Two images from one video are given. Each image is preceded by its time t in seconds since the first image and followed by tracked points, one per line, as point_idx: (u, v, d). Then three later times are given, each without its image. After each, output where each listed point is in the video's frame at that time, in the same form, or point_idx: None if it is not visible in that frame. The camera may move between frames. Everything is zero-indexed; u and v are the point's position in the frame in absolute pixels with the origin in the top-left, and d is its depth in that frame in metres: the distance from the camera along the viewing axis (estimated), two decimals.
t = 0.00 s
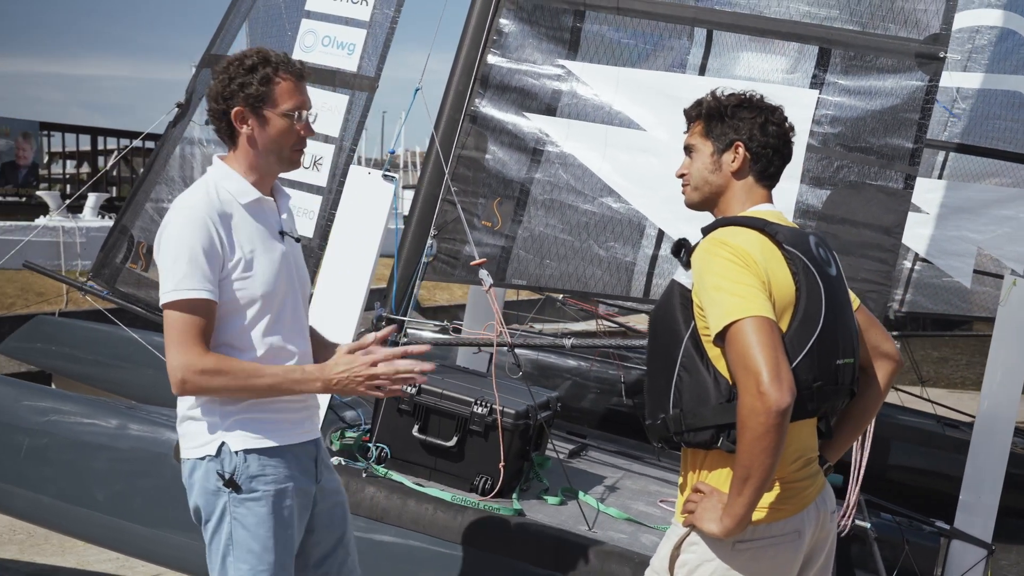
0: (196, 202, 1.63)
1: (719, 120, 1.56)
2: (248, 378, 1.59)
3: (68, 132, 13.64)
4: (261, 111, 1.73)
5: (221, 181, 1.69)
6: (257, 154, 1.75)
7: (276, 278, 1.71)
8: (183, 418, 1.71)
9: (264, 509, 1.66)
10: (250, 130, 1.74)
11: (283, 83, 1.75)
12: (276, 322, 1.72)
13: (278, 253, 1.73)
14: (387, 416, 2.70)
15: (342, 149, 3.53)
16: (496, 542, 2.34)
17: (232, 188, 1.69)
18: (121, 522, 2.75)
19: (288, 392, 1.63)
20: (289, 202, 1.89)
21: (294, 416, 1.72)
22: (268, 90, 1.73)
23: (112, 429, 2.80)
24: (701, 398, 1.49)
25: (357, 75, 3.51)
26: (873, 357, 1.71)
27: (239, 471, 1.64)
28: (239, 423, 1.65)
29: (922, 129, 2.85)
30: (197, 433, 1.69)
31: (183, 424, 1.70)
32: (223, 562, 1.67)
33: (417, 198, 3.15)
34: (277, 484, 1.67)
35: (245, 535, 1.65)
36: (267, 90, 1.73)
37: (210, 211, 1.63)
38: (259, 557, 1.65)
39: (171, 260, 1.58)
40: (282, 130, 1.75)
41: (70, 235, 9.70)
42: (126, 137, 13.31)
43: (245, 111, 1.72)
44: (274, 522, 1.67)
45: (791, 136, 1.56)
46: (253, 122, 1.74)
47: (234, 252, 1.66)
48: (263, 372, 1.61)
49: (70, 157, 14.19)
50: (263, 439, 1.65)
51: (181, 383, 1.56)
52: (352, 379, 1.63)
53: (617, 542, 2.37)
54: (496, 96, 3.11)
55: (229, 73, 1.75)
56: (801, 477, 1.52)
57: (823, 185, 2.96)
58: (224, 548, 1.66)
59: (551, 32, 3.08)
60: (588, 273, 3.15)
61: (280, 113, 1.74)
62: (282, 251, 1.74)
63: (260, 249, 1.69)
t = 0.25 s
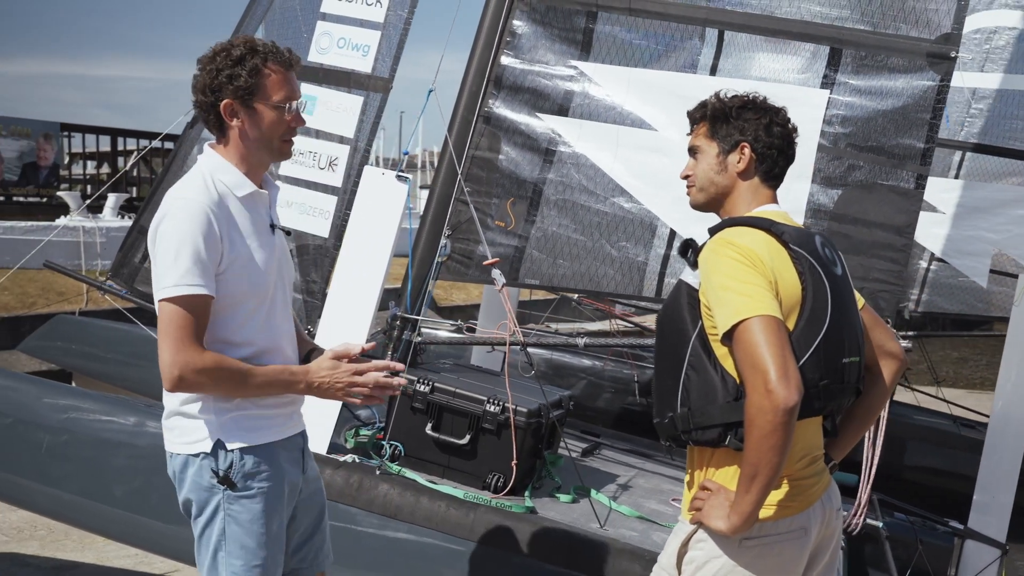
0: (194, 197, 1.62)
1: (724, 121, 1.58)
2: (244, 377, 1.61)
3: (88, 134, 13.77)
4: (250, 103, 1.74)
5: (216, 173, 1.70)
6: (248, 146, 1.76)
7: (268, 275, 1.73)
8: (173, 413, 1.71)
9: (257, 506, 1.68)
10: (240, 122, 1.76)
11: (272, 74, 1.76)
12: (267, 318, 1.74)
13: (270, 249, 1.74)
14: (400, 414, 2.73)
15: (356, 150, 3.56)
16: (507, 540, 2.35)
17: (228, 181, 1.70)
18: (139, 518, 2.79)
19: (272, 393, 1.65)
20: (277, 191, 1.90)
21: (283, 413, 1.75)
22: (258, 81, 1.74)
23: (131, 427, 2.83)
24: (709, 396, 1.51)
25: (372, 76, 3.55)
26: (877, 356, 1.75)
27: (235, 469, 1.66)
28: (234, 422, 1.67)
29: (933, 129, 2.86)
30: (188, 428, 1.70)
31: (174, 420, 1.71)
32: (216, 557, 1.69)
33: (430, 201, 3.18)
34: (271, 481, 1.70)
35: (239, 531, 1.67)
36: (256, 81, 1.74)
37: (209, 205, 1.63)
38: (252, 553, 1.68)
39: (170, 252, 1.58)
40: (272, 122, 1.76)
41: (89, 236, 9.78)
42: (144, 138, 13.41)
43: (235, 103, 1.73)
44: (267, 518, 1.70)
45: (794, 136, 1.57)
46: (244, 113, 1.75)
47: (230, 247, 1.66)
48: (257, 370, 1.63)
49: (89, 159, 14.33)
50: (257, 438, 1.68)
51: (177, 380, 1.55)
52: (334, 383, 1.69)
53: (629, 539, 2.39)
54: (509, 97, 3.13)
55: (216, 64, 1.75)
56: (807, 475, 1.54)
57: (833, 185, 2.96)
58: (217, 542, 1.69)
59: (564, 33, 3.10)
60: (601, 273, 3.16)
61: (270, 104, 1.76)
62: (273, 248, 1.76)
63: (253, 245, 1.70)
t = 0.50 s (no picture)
0: (194, 199, 1.66)
1: (731, 123, 1.59)
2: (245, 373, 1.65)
3: (108, 135, 13.91)
4: (243, 103, 1.78)
5: (213, 174, 1.73)
6: (244, 145, 1.81)
7: (266, 273, 1.77)
8: (174, 408, 1.75)
9: (258, 499, 1.72)
10: (234, 122, 1.80)
11: (264, 73, 1.80)
12: (264, 315, 1.78)
13: (266, 248, 1.79)
14: (415, 412, 2.76)
15: (373, 151, 3.59)
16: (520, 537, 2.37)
17: (225, 182, 1.74)
18: (159, 514, 2.83)
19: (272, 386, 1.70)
20: (272, 188, 1.95)
21: (281, 408, 1.79)
22: (250, 81, 1.78)
23: (151, 425, 2.88)
24: (718, 395, 1.52)
25: (388, 78, 3.58)
26: (886, 354, 1.77)
27: (237, 463, 1.70)
28: (235, 417, 1.71)
29: (945, 128, 2.85)
30: (189, 423, 1.73)
31: (175, 415, 1.74)
32: (216, 549, 1.73)
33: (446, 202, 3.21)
34: (271, 475, 1.75)
35: (240, 524, 1.71)
36: (248, 81, 1.78)
37: (210, 206, 1.67)
38: (252, 545, 1.72)
39: (173, 253, 1.62)
40: (266, 121, 1.81)
41: (109, 237, 9.88)
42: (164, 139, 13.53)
43: (228, 104, 1.78)
44: (266, 512, 1.74)
45: (800, 137, 1.59)
46: (238, 113, 1.79)
47: (231, 246, 1.70)
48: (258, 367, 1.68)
49: (110, 160, 14.46)
50: (257, 433, 1.72)
51: (183, 378, 1.60)
52: (334, 370, 1.74)
53: (640, 537, 2.40)
54: (524, 98, 3.15)
55: (208, 66, 1.79)
56: (816, 472, 1.56)
57: (846, 184, 2.97)
58: (218, 535, 1.73)
59: (578, 34, 3.12)
60: (614, 272, 3.18)
61: (264, 103, 1.80)
62: (269, 246, 1.80)
63: (252, 244, 1.75)
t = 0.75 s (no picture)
0: (192, 201, 1.72)
1: (732, 127, 1.61)
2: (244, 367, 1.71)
3: (129, 136, 14.04)
4: (236, 109, 1.83)
5: (211, 178, 1.80)
6: (237, 150, 1.86)
7: (263, 272, 1.83)
8: (177, 402, 1.79)
9: (265, 488, 1.78)
10: (228, 128, 1.85)
11: (254, 79, 1.85)
12: (262, 313, 1.84)
13: (265, 248, 1.85)
14: (430, 411, 2.79)
15: (388, 152, 3.62)
16: (533, 534, 2.40)
17: (222, 185, 1.79)
18: (178, 511, 2.87)
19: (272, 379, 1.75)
20: (269, 193, 2.00)
21: (284, 404, 1.85)
22: (241, 87, 1.83)
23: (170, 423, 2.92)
24: (727, 396, 1.55)
25: (403, 79, 3.61)
26: (895, 354, 1.78)
27: (243, 454, 1.75)
28: (240, 408, 1.76)
29: (957, 129, 2.86)
30: (193, 417, 1.78)
31: (178, 409, 1.78)
32: (226, 541, 1.77)
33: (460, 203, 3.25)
34: (276, 465, 1.81)
35: (248, 513, 1.76)
36: (239, 87, 1.83)
37: (207, 207, 1.73)
38: (260, 533, 1.77)
39: (172, 253, 1.68)
40: (259, 125, 1.86)
41: (130, 237, 9.98)
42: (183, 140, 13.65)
43: (221, 111, 1.84)
44: (273, 500, 1.79)
45: (803, 139, 1.60)
46: (231, 119, 1.85)
47: (229, 246, 1.76)
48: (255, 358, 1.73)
49: (130, 161, 14.60)
50: (259, 426, 1.77)
51: (180, 372, 1.65)
52: (332, 362, 1.79)
53: (652, 535, 2.43)
54: (538, 100, 3.18)
55: (200, 76, 1.85)
56: (826, 471, 1.58)
57: (857, 185, 2.98)
58: (225, 526, 1.76)
59: (592, 36, 3.15)
60: (628, 273, 3.20)
61: (255, 108, 1.85)
62: (268, 246, 1.86)
63: (250, 244, 1.81)
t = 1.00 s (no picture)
0: (201, 197, 1.78)
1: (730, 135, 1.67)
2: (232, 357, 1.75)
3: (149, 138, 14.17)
4: (247, 114, 1.92)
5: (221, 179, 1.86)
6: (246, 153, 1.93)
7: (264, 273, 1.89)
8: (169, 399, 1.86)
9: (259, 477, 1.82)
10: (239, 133, 1.94)
11: (265, 87, 1.94)
12: (258, 311, 1.89)
13: (266, 250, 1.91)
14: (446, 411, 2.82)
15: (404, 155, 3.68)
16: (547, 532, 2.43)
17: (230, 186, 1.86)
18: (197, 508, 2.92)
19: (256, 374, 1.80)
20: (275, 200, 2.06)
21: (275, 402, 1.89)
22: (251, 94, 1.92)
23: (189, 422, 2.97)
24: (735, 398, 1.57)
25: (419, 82, 3.67)
26: (905, 353, 1.80)
27: (232, 447, 1.80)
28: (226, 404, 1.81)
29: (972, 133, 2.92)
30: (184, 413, 1.84)
31: (170, 404, 1.85)
32: (229, 533, 1.80)
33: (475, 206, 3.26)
34: (268, 456, 1.85)
35: (246, 502, 1.80)
36: (250, 95, 1.92)
37: (214, 203, 1.79)
38: (262, 520, 1.80)
39: (177, 241, 1.74)
40: (268, 130, 1.94)
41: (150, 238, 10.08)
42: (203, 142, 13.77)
43: (234, 116, 1.92)
44: (271, 490, 1.83)
45: (803, 138, 1.61)
46: (242, 125, 1.93)
47: (231, 243, 1.81)
48: (243, 351, 1.78)
49: (150, 163, 14.74)
50: (246, 421, 1.81)
51: (168, 354, 1.70)
52: (312, 369, 1.84)
53: (665, 534, 2.46)
54: (553, 103, 3.21)
55: (216, 84, 1.95)
56: (836, 471, 1.59)
57: (871, 188, 3.01)
58: (225, 517, 1.80)
59: (607, 40, 3.17)
60: (642, 275, 3.24)
61: (265, 114, 1.93)
62: (269, 249, 1.92)
63: (252, 243, 1.86)
